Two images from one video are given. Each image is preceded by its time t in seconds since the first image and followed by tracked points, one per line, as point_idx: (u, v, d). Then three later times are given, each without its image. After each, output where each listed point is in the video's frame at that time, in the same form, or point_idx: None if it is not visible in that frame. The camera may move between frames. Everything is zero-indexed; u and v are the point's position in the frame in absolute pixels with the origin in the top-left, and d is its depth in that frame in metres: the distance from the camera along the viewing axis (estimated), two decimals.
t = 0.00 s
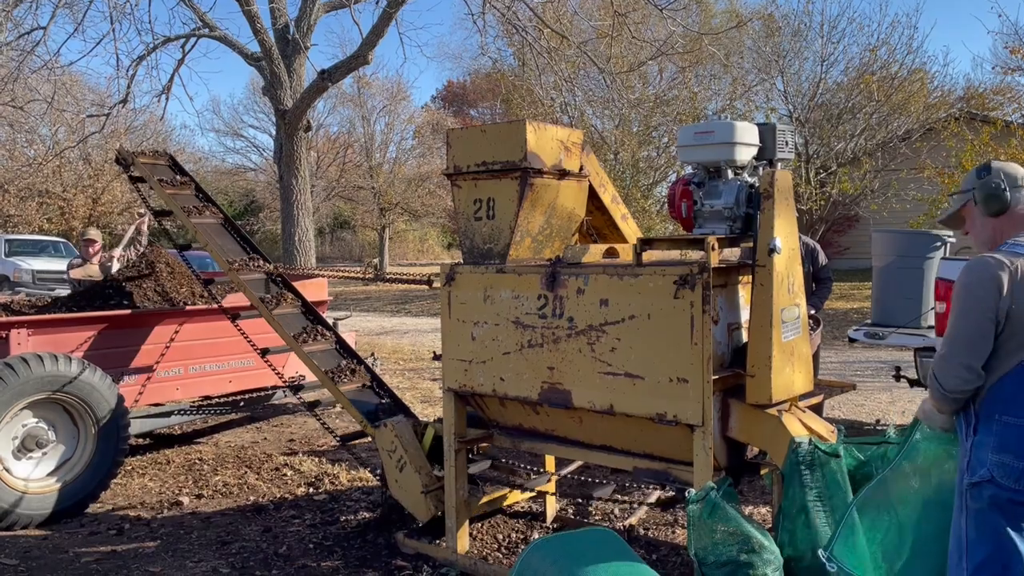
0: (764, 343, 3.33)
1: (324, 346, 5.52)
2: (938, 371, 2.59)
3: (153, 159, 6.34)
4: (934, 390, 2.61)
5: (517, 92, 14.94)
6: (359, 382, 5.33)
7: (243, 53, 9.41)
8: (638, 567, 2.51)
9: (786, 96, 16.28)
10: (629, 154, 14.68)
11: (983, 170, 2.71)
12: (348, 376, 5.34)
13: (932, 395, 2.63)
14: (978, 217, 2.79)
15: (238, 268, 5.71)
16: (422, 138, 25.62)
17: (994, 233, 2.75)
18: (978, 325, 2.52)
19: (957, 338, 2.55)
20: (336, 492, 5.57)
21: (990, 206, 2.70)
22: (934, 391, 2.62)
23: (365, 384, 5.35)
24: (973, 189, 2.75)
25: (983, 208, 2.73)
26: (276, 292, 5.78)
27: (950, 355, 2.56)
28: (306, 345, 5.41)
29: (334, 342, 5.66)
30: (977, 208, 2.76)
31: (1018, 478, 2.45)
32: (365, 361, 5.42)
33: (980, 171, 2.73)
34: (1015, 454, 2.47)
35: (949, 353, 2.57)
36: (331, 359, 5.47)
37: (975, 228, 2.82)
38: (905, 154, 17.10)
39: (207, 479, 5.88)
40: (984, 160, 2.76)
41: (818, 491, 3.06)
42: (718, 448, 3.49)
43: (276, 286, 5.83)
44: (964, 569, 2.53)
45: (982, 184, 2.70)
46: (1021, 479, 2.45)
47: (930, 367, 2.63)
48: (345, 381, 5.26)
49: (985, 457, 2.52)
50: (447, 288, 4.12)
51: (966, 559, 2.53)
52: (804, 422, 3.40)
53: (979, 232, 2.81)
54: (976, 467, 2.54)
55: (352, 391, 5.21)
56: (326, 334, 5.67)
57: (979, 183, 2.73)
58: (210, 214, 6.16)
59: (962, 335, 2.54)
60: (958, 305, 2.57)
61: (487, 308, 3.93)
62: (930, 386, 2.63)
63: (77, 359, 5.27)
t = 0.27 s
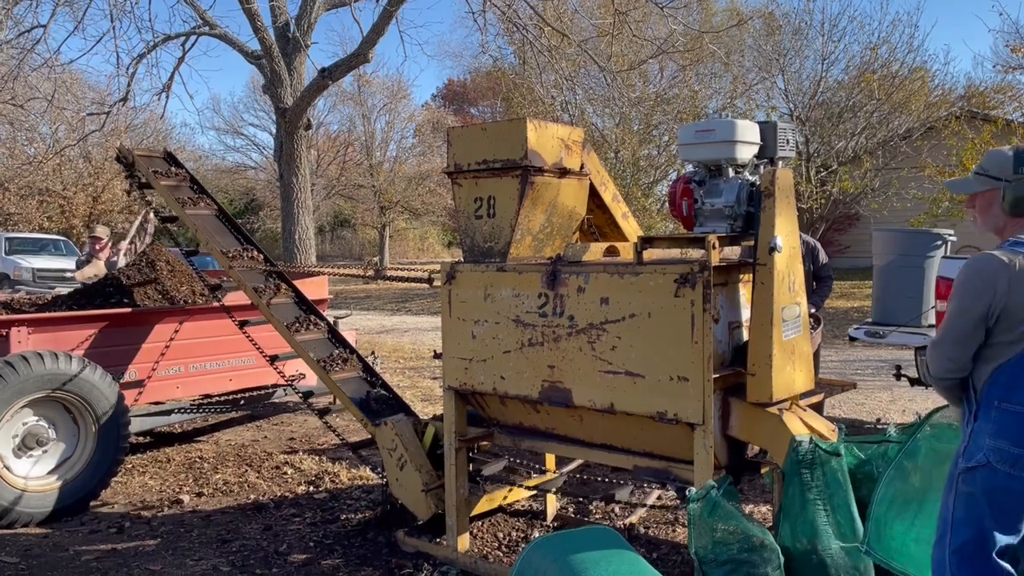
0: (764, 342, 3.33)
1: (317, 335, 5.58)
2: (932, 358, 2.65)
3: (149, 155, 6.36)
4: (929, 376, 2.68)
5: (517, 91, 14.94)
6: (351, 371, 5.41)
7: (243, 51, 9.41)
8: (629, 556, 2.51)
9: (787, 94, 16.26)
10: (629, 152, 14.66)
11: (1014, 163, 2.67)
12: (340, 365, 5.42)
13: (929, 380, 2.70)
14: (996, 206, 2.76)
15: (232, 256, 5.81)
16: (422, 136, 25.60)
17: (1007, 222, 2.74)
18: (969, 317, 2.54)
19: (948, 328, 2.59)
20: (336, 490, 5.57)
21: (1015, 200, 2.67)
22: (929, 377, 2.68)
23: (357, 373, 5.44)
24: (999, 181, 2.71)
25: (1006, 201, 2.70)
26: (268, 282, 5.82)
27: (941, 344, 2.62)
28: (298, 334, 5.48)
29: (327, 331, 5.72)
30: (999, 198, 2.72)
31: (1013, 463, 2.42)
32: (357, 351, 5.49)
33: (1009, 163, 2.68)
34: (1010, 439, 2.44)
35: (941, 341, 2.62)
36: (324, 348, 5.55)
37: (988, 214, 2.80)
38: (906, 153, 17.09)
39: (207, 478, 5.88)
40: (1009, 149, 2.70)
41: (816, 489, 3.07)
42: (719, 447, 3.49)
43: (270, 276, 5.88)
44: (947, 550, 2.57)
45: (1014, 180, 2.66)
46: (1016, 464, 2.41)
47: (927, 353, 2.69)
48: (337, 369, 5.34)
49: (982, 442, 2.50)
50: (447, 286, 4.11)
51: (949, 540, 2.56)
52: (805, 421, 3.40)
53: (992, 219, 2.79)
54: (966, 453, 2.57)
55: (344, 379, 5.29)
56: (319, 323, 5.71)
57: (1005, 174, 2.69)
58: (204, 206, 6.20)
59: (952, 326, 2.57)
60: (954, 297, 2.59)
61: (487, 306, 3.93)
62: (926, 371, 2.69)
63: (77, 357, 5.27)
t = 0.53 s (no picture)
0: (764, 340, 3.33)
1: (309, 324, 5.62)
2: (916, 366, 2.81)
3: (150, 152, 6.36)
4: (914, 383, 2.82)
5: (517, 89, 14.93)
6: (342, 359, 5.46)
7: (243, 49, 9.40)
8: (627, 552, 2.44)
9: (787, 92, 16.25)
10: (629, 150, 14.64)
11: (999, 175, 2.73)
12: (331, 353, 5.46)
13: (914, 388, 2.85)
14: (978, 212, 2.84)
15: (225, 246, 5.87)
16: (422, 134, 25.60)
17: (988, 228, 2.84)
18: (949, 326, 2.69)
19: (930, 337, 2.74)
20: (337, 489, 5.57)
21: (998, 211, 2.75)
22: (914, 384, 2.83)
23: (348, 361, 5.50)
24: (984, 190, 2.78)
25: (990, 211, 2.78)
26: (261, 271, 5.87)
27: (923, 353, 2.77)
28: (290, 323, 5.51)
29: (319, 320, 5.76)
30: (982, 207, 2.80)
31: (994, 463, 2.58)
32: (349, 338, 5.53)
33: (993, 174, 2.74)
34: (990, 442, 2.60)
35: (924, 350, 2.77)
36: (316, 337, 5.59)
37: (969, 220, 2.88)
38: (906, 151, 17.09)
39: (208, 476, 5.88)
40: (993, 157, 2.76)
41: (816, 488, 3.06)
42: (719, 445, 3.49)
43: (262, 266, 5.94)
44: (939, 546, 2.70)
45: (998, 192, 2.73)
46: (997, 464, 2.58)
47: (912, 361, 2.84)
48: (329, 357, 5.38)
49: (964, 444, 2.67)
50: (448, 284, 4.11)
51: (941, 537, 2.70)
52: (805, 419, 3.40)
53: (973, 224, 2.88)
54: (954, 453, 2.70)
55: (336, 368, 5.34)
56: (311, 312, 5.77)
57: (989, 184, 2.76)
58: (198, 196, 6.23)
59: (934, 336, 2.72)
60: (935, 306, 2.74)
61: (488, 304, 3.93)
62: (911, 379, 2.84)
63: (78, 354, 5.26)
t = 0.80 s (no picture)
0: (765, 338, 3.33)
1: (301, 314, 5.65)
2: (887, 371, 2.95)
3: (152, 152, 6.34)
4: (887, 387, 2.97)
5: (518, 87, 14.91)
6: (334, 349, 5.50)
7: (243, 47, 9.40)
8: (627, 548, 2.39)
9: (788, 90, 16.23)
10: (629, 148, 14.62)
11: (947, 182, 2.87)
12: (323, 342, 5.50)
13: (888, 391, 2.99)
14: (934, 216, 2.98)
15: (218, 236, 5.89)
16: (423, 133, 25.59)
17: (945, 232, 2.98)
18: (914, 332, 2.83)
19: (898, 343, 2.88)
20: (337, 487, 5.58)
21: (950, 215, 2.89)
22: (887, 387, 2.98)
23: (340, 350, 5.54)
24: (934, 197, 2.93)
25: (943, 216, 2.92)
26: (252, 260, 5.90)
27: (893, 357, 2.91)
28: (283, 312, 5.53)
29: (311, 311, 5.79)
30: (936, 212, 2.95)
31: (974, 461, 2.72)
32: (341, 328, 5.57)
33: (941, 180, 2.89)
34: (969, 440, 2.74)
35: (893, 355, 2.91)
36: (308, 326, 5.61)
37: (927, 224, 3.03)
38: (907, 149, 17.07)
39: (208, 474, 5.89)
40: (940, 163, 2.91)
41: (817, 486, 3.07)
42: (719, 443, 3.49)
43: (255, 256, 5.97)
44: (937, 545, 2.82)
45: (947, 198, 2.88)
46: (977, 462, 2.72)
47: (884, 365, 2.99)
48: (321, 347, 5.42)
49: (944, 443, 2.80)
50: (448, 282, 4.11)
51: (939, 536, 2.82)
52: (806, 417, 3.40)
53: (932, 229, 3.02)
54: (938, 452, 2.83)
55: (327, 357, 5.40)
56: (303, 302, 5.79)
57: (940, 191, 2.90)
58: (192, 187, 6.26)
59: (900, 342, 2.86)
60: (900, 313, 2.88)
61: (488, 302, 3.93)
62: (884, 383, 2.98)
63: (78, 352, 5.26)
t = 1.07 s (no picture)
0: (765, 336, 3.33)
1: (293, 303, 5.68)
2: (880, 371, 2.93)
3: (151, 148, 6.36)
4: (879, 389, 2.93)
5: (518, 85, 14.91)
6: (326, 337, 5.54)
7: (244, 45, 9.39)
8: (626, 546, 2.33)
9: (788, 88, 16.19)
10: (629, 146, 14.62)
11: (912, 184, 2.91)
12: (315, 331, 5.52)
13: (880, 395, 2.95)
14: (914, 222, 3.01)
15: (211, 226, 5.92)
16: (423, 130, 25.59)
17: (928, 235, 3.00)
18: (908, 327, 2.82)
19: (892, 340, 2.87)
20: (337, 484, 5.58)
21: (923, 217, 2.92)
22: (879, 390, 2.95)
23: (332, 339, 5.58)
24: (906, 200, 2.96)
25: (916, 217, 2.95)
26: (245, 250, 5.94)
27: (887, 355, 2.90)
28: (276, 302, 5.56)
29: (303, 301, 5.81)
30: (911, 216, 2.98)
31: (974, 453, 2.72)
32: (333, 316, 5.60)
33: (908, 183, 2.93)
34: (969, 433, 2.74)
35: (888, 353, 2.90)
36: (300, 316, 5.63)
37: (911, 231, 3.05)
38: (907, 147, 17.07)
39: (209, 471, 5.89)
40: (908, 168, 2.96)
41: (816, 483, 3.08)
42: (720, 440, 3.49)
43: (248, 246, 6.00)
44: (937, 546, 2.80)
45: (914, 200, 2.92)
46: (976, 453, 2.72)
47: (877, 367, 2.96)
48: (312, 335, 5.45)
49: (943, 436, 2.80)
50: (448, 281, 4.11)
51: (936, 534, 2.81)
52: (806, 415, 3.40)
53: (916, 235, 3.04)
54: (938, 447, 2.81)
55: (320, 345, 5.43)
56: (296, 292, 5.82)
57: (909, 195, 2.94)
58: (186, 179, 6.29)
59: (894, 338, 2.85)
60: (892, 311, 2.88)
61: (488, 300, 3.93)
62: (876, 387, 2.95)
63: (78, 350, 5.26)
